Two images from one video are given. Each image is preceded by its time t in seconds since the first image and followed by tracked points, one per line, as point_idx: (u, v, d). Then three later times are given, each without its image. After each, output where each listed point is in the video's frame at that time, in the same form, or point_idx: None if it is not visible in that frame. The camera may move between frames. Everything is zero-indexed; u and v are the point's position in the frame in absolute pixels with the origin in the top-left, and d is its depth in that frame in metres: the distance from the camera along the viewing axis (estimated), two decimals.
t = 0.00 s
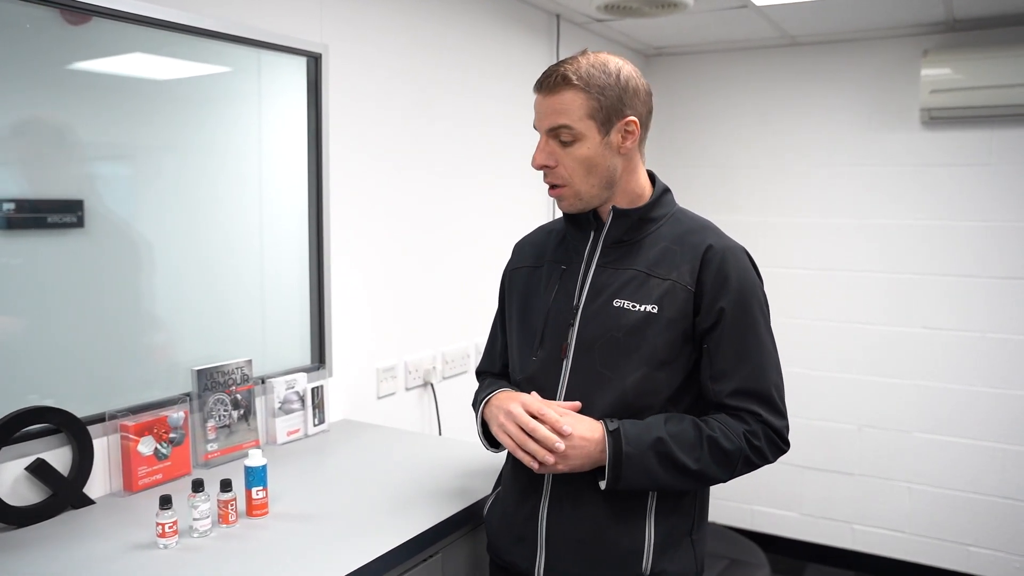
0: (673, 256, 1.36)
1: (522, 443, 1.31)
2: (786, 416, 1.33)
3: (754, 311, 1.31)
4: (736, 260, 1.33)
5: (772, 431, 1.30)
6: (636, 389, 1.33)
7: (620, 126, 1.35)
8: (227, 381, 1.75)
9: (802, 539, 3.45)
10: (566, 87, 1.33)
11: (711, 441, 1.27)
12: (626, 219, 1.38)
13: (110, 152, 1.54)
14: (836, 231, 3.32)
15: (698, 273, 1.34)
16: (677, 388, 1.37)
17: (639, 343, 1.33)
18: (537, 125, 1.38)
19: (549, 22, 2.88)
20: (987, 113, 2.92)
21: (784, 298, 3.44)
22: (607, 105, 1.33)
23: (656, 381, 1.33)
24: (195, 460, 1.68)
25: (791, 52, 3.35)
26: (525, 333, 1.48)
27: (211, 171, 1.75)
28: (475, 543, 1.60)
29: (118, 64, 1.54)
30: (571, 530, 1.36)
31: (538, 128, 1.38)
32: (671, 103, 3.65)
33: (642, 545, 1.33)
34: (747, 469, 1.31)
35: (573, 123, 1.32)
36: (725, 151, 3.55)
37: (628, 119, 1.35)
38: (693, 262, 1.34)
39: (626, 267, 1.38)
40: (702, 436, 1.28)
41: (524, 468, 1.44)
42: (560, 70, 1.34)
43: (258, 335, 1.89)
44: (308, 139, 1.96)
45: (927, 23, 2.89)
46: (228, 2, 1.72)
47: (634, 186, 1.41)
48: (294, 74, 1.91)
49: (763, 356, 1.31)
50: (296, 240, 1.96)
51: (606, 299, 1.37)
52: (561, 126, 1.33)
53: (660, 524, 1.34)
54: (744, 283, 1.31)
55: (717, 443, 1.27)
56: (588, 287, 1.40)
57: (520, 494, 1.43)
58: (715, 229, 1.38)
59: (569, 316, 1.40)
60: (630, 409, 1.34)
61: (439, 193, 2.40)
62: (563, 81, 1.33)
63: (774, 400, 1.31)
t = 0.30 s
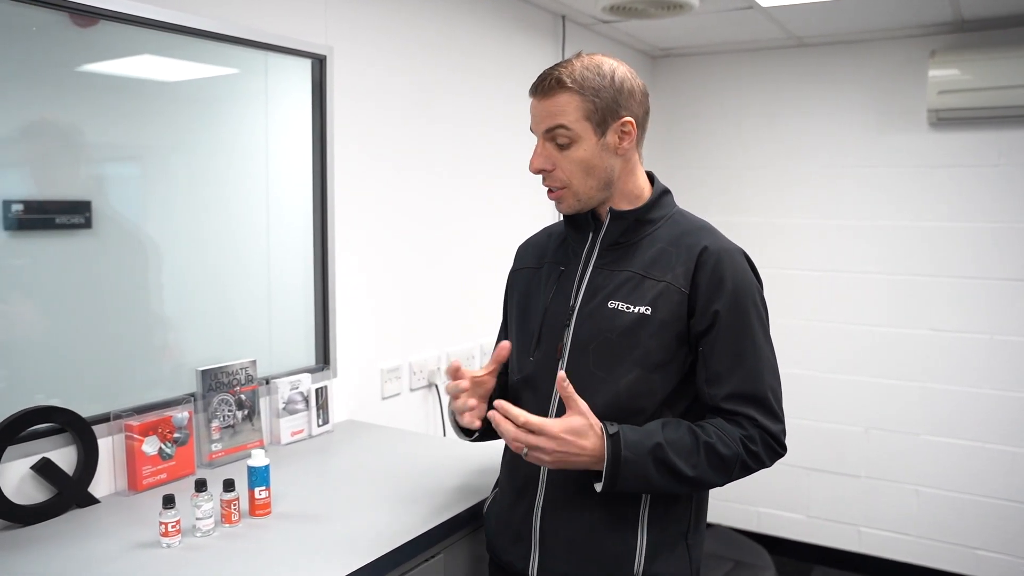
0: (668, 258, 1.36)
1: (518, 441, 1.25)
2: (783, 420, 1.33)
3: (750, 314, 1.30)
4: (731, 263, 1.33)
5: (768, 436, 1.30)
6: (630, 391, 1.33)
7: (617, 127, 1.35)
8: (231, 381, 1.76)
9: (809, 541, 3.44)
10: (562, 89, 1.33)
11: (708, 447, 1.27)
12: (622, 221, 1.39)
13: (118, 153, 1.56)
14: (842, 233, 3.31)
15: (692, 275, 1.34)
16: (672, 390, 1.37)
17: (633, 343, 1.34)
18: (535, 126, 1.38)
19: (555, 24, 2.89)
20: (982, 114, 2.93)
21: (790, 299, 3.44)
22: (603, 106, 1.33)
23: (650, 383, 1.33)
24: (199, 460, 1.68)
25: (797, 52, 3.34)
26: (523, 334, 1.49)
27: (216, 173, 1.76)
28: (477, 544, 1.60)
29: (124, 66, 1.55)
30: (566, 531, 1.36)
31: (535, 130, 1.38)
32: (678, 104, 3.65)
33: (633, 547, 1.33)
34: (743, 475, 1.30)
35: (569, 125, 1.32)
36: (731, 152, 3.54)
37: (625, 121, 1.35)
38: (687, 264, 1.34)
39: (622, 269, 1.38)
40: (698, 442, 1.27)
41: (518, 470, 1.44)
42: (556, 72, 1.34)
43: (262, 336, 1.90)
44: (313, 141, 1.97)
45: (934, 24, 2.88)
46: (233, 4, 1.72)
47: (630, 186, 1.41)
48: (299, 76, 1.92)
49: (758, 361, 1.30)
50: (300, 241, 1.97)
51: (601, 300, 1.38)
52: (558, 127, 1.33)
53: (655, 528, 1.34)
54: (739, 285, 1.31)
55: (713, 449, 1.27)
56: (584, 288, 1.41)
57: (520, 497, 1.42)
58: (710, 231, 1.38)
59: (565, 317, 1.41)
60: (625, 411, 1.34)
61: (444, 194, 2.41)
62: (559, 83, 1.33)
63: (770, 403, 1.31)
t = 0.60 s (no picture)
0: (664, 256, 1.36)
1: (533, 457, 1.21)
2: (785, 411, 1.34)
3: (749, 308, 1.31)
4: (730, 257, 1.34)
5: (774, 427, 1.31)
6: (631, 391, 1.32)
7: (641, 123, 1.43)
8: (234, 381, 1.76)
9: (814, 543, 3.43)
10: (609, 73, 1.37)
11: (719, 444, 1.26)
12: (616, 221, 1.39)
13: (123, 153, 1.56)
14: (848, 233, 3.30)
15: (691, 272, 1.34)
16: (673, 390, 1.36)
17: (633, 343, 1.33)
18: (574, 103, 1.37)
19: (559, 24, 2.88)
20: (988, 115, 2.92)
21: (796, 300, 3.42)
22: (638, 98, 1.41)
23: (651, 382, 1.33)
24: (202, 460, 1.68)
25: (803, 52, 3.33)
26: (517, 339, 1.48)
27: (220, 173, 1.77)
28: (477, 545, 1.60)
29: (129, 67, 1.56)
30: (569, 532, 1.36)
31: (576, 107, 1.37)
32: (683, 105, 3.64)
33: (642, 547, 1.33)
34: (752, 467, 1.31)
35: (621, 104, 1.37)
36: (737, 152, 3.53)
37: (645, 119, 1.44)
38: (684, 261, 1.35)
39: (619, 269, 1.38)
40: (710, 439, 1.27)
41: (519, 472, 1.43)
42: (600, 56, 1.39)
43: (266, 336, 1.90)
44: (317, 140, 1.97)
45: (941, 24, 2.87)
46: (237, 5, 1.73)
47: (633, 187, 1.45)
48: (303, 77, 1.92)
49: (760, 353, 1.31)
50: (305, 241, 1.98)
51: (598, 301, 1.37)
52: (611, 104, 1.36)
53: (661, 527, 1.34)
54: (738, 280, 1.32)
55: (725, 444, 1.26)
56: (580, 290, 1.40)
57: (521, 498, 1.42)
58: (703, 227, 1.39)
59: (562, 319, 1.40)
60: (628, 412, 1.34)
61: (448, 195, 2.41)
62: (607, 65, 1.38)
63: (773, 394, 1.32)
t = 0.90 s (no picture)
0: (667, 254, 1.37)
1: (554, 449, 1.20)
2: (785, 402, 1.35)
3: (751, 304, 1.33)
4: (731, 255, 1.36)
5: (776, 418, 1.32)
6: (640, 390, 1.32)
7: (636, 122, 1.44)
8: (234, 382, 1.75)
9: (816, 544, 3.42)
10: (608, 71, 1.38)
11: (728, 435, 1.27)
12: (617, 222, 1.38)
13: (125, 154, 1.56)
14: (851, 234, 3.28)
15: (695, 270, 1.35)
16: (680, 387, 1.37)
17: (642, 342, 1.33)
18: (575, 101, 1.36)
19: (562, 24, 2.88)
20: (993, 114, 2.90)
21: (799, 300, 3.41)
22: (635, 97, 1.42)
23: (660, 381, 1.33)
24: (201, 460, 1.68)
25: (806, 52, 3.32)
26: (514, 342, 1.45)
27: (221, 173, 1.76)
28: (476, 546, 1.59)
29: (131, 67, 1.56)
30: (572, 534, 1.35)
31: (577, 104, 1.36)
32: (686, 105, 3.63)
33: (653, 545, 1.32)
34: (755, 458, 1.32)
35: (621, 103, 1.37)
36: (740, 152, 3.52)
37: (639, 119, 1.45)
38: (689, 259, 1.35)
39: (620, 268, 1.38)
40: (719, 431, 1.27)
41: (519, 475, 1.42)
42: (599, 55, 1.39)
43: (267, 336, 1.90)
44: (318, 141, 1.97)
45: (945, 23, 2.86)
46: (238, 5, 1.73)
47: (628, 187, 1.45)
48: (303, 77, 1.92)
49: (762, 347, 1.33)
50: (306, 241, 1.97)
51: (602, 302, 1.37)
52: (613, 102, 1.36)
53: (669, 524, 1.34)
54: (740, 277, 1.34)
55: (733, 435, 1.27)
56: (582, 291, 1.39)
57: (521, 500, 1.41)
58: (703, 225, 1.40)
59: (564, 321, 1.39)
60: (638, 411, 1.33)
61: (449, 195, 2.41)
62: (606, 64, 1.38)
63: (774, 386, 1.33)
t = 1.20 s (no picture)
0: (673, 254, 1.37)
1: (587, 459, 1.16)
2: (786, 398, 1.37)
3: (754, 303, 1.34)
4: (735, 256, 1.37)
5: (780, 415, 1.34)
6: (647, 391, 1.32)
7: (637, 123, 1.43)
8: (235, 382, 1.75)
9: (820, 544, 3.41)
10: (608, 71, 1.37)
11: (741, 434, 1.28)
12: (622, 221, 1.38)
13: (128, 154, 1.56)
14: (855, 234, 3.27)
15: (702, 270, 1.35)
16: (684, 387, 1.36)
17: (649, 343, 1.33)
18: (575, 102, 1.36)
19: (565, 24, 2.87)
20: (996, 114, 2.89)
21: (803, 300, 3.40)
22: (635, 97, 1.41)
23: (666, 381, 1.33)
24: (202, 461, 1.68)
25: (811, 52, 3.31)
26: (517, 342, 1.44)
27: (223, 173, 1.76)
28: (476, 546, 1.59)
29: (134, 67, 1.56)
30: (576, 535, 1.34)
31: (578, 105, 1.36)
32: (690, 105, 3.63)
33: (661, 545, 1.32)
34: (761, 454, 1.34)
35: (622, 103, 1.37)
36: (744, 152, 3.51)
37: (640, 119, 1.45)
38: (695, 259, 1.35)
39: (626, 268, 1.37)
40: (733, 430, 1.28)
41: (519, 476, 1.42)
42: (599, 55, 1.38)
43: (269, 336, 1.90)
44: (319, 141, 1.97)
45: (951, 23, 2.84)
46: (240, 5, 1.72)
47: (629, 188, 1.44)
48: (305, 77, 1.91)
49: (764, 346, 1.34)
50: (308, 240, 1.97)
51: (608, 302, 1.36)
52: (614, 103, 1.36)
53: (675, 524, 1.34)
54: (745, 278, 1.35)
55: (746, 434, 1.28)
56: (587, 291, 1.38)
57: (522, 502, 1.41)
58: (706, 225, 1.40)
59: (569, 321, 1.38)
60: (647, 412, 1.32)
61: (451, 195, 2.40)
62: (607, 64, 1.38)
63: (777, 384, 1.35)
